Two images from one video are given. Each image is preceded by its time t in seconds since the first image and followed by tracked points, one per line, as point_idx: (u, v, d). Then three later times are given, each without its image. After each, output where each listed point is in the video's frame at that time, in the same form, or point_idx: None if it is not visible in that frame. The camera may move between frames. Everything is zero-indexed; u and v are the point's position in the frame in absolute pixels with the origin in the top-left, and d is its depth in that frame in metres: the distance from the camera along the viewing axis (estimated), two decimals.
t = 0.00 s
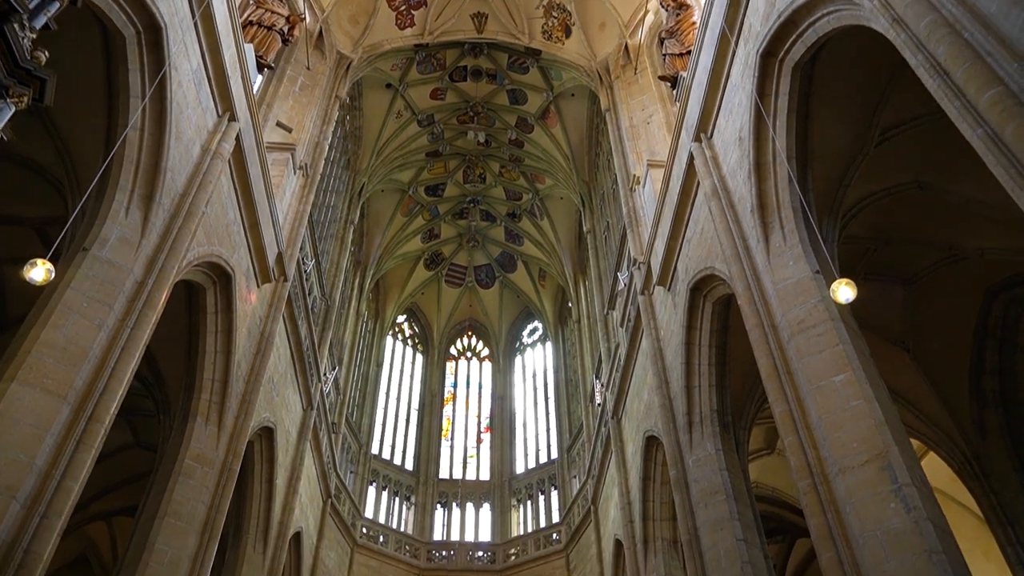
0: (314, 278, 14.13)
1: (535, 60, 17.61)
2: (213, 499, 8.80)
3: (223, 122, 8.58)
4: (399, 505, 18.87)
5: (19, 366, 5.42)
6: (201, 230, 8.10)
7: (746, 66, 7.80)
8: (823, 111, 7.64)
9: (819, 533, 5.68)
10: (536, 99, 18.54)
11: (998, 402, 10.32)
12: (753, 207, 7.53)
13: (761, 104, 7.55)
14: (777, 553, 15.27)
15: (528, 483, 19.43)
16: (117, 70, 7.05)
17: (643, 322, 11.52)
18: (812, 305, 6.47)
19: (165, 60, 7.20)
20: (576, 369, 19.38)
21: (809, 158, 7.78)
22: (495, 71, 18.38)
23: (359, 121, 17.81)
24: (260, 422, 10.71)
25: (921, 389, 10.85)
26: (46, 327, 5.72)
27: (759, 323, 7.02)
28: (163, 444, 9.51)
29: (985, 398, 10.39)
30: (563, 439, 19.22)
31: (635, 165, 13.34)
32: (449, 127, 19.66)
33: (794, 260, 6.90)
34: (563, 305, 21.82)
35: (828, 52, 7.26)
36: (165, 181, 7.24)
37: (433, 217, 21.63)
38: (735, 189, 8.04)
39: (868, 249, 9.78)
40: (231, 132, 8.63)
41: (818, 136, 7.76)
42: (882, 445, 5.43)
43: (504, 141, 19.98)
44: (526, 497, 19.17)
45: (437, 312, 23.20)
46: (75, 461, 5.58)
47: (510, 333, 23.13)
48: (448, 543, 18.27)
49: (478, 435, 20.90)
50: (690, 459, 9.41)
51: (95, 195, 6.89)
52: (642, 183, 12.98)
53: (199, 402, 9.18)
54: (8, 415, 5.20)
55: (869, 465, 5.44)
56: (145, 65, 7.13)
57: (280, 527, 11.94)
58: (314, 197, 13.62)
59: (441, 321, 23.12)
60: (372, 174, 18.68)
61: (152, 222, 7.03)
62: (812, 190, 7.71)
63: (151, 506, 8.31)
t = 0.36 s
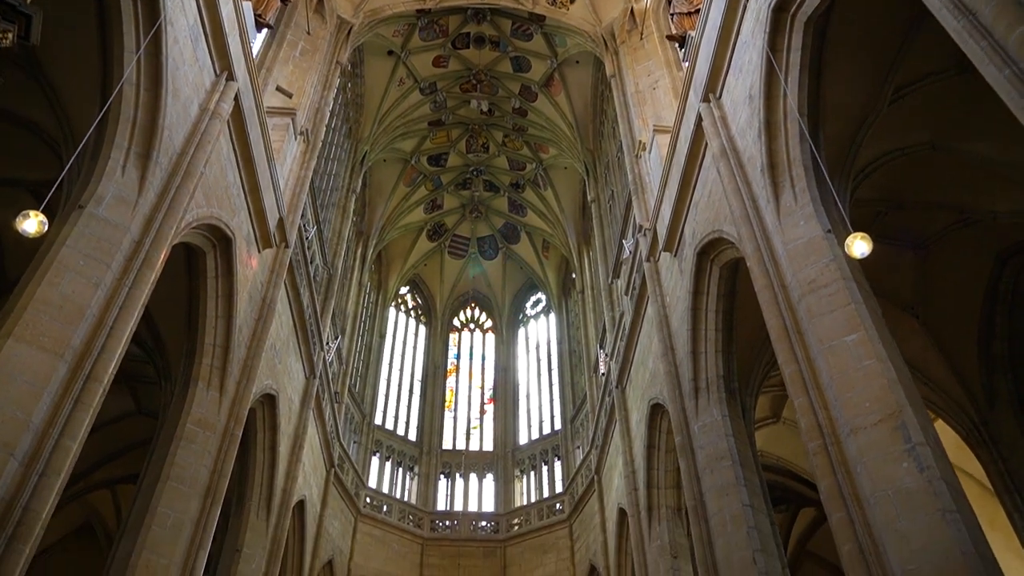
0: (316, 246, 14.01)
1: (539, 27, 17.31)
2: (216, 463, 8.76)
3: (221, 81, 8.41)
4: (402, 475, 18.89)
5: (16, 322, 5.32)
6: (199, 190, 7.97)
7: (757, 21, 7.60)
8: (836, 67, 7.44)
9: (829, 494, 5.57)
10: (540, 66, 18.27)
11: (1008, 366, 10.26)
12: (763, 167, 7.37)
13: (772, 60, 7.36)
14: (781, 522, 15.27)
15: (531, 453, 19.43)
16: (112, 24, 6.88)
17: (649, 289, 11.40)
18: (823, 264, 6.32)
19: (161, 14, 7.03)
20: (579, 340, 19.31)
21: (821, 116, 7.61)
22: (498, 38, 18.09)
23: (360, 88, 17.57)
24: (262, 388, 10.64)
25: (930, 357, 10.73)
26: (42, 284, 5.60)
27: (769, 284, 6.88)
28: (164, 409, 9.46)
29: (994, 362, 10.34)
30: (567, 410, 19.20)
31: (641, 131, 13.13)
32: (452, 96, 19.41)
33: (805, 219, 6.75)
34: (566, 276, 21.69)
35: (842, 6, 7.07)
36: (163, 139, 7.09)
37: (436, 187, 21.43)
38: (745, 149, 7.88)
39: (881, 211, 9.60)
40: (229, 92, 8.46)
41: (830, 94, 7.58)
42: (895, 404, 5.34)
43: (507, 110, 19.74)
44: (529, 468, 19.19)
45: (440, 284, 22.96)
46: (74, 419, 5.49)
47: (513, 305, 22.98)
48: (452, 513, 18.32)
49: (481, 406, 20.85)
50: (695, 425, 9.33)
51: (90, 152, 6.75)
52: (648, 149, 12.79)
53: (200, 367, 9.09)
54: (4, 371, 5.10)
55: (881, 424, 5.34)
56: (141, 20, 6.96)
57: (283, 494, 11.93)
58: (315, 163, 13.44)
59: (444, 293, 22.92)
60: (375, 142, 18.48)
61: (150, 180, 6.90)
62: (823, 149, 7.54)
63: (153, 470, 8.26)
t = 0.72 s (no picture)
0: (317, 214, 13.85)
1: None
2: (217, 430, 8.70)
3: (217, 41, 8.20)
4: (405, 446, 18.88)
5: (9, 282, 5.19)
6: (196, 152, 7.80)
7: None
8: (850, 22, 7.21)
9: (841, 455, 5.44)
10: (543, 33, 17.95)
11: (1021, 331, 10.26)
12: (774, 125, 7.18)
13: (784, 14, 7.14)
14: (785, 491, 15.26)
15: (535, 424, 19.41)
16: None
17: (654, 255, 11.25)
18: (835, 223, 6.16)
19: None
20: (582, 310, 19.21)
21: (834, 72, 7.40)
22: (500, 4, 17.76)
23: (360, 56, 17.27)
24: (263, 356, 10.53)
25: (940, 322, 10.67)
26: (35, 243, 5.46)
27: (779, 244, 6.73)
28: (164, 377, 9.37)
29: (1005, 327, 10.33)
30: (570, 381, 19.15)
31: (646, 96, 12.89)
32: (453, 64, 19.13)
33: (817, 178, 6.57)
34: (570, 246, 21.52)
35: None
36: (157, 98, 6.91)
37: (438, 157, 21.19)
38: (754, 108, 7.69)
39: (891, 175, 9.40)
40: (226, 52, 8.26)
41: (843, 50, 7.37)
42: (909, 363, 5.21)
43: (509, 78, 19.47)
44: (533, 439, 19.18)
45: (442, 256, 22.74)
46: (70, 379, 5.38)
47: (516, 276, 22.80)
48: (455, 484, 18.33)
49: (484, 377, 20.79)
50: (701, 391, 9.23)
51: (83, 110, 6.58)
52: (654, 114, 12.56)
53: (200, 334, 8.98)
54: None
55: (895, 384, 5.21)
56: None
57: (287, 463, 11.90)
58: (315, 130, 13.23)
59: (447, 265, 22.71)
60: (375, 111, 18.23)
61: (145, 140, 6.73)
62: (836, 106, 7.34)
63: (153, 437, 8.19)
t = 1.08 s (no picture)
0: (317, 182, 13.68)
1: None
2: (218, 397, 8.61)
3: None
4: (407, 417, 18.86)
5: None
6: (191, 112, 7.62)
7: None
8: None
9: (853, 414, 5.32)
10: None
11: None
12: (784, 81, 6.99)
13: None
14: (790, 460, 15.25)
15: (537, 396, 19.35)
16: None
17: (660, 221, 11.09)
18: (848, 179, 5.99)
19: None
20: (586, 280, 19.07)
21: (847, 26, 7.18)
22: None
23: (359, 22, 16.96)
24: (263, 324, 10.43)
25: (949, 285, 10.65)
26: (26, 199, 5.31)
27: (789, 203, 6.57)
28: (163, 343, 9.26)
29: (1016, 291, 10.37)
30: (572, 352, 19.06)
31: (651, 60, 12.63)
32: (455, 31, 18.82)
33: (828, 134, 6.39)
34: (573, 217, 21.32)
35: None
36: (150, 54, 6.72)
37: (439, 127, 20.94)
38: (764, 64, 7.48)
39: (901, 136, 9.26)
40: (221, 9, 8.05)
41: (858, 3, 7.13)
42: (924, 320, 5.08)
43: (511, 46, 19.16)
44: (535, 410, 19.14)
45: (444, 227, 22.58)
46: (64, 339, 5.26)
47: (518, 247, 22.63)
48: (458, 454, 18.31)
49: (487, 349, 20.72)
50: (708, 356, 9.13)
51: (75, 66, 6.39)
52: (659, 78, 12.33)
53: (199, 300, 8.86)
54: None
55: (909, 341, 5.08)
56: None
57: (289, 432, 11.86)
58: (314, 95, 13.01)
59: (449, 236, 22.58)
60: (375, 79, 17.95)
61: (139, 97, 6.55)
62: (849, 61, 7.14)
63: (153, 403, 8.10)
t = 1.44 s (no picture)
0: (317, 149, 13.48)
1: None
2: (217, 363, 8.51)
3: None
4: (410, 389, 18.80)
5: None
6: (185, 70, 7.42)
7: None
8: None
9: (865, 374, 5.18)
10: None
11: None
12: (796, 36, 6.78)
13: None
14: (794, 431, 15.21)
15: (540, 367, 19.27)
16: None
17: (665, 187, 10.91)
18: (862, 135, 5.80)
19: None
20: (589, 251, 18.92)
21: None
22: None
23: None
24: (263, 291, 10.31)
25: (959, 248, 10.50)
26: (16, 155, 5.15)
27: (801, 162, 6.38)
28: (161, 310, 9.15)
29: None
30: (575, 323, 18.93)
31: (657, 23, 12.35)
32: None
33: (842, 89, 6.19)
34: (576, 187, 21.10)
35: None
36: (142, 9, 6.51)
37: (440, 96, 20.65)
38: (775, 20, 7.26)
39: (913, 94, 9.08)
40: None
41: None
42: (942, 277, 4.93)
43: (513, 13, 18.81)
44: (538, 381, 19.07)
45: (446, 198, 22.35)
46: (57, 299, 5.12)
47: (521, 219, 22.42)
48: (460, 426, 18.29)
49: (489, 320, 20.62)
50: (714, 322, 9.02)
51: (63, 21, 6.18)
52: (664, 41, 12.06)
53: (197, 265, 8.72)
54: None
55: (925, 299, 4.93)
56: None
57: (291, 401, 11.78)
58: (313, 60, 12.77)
59: (451, 208, 22.37)
60: (375, 46, 17.65)
61: (130, 53, 6.35)
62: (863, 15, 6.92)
63: (152, 369, 8.00)
